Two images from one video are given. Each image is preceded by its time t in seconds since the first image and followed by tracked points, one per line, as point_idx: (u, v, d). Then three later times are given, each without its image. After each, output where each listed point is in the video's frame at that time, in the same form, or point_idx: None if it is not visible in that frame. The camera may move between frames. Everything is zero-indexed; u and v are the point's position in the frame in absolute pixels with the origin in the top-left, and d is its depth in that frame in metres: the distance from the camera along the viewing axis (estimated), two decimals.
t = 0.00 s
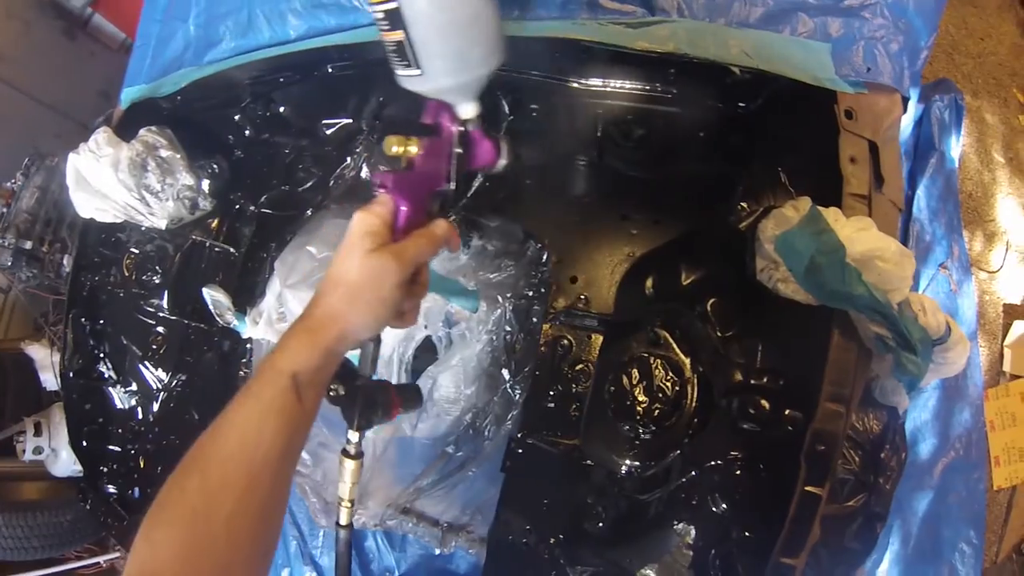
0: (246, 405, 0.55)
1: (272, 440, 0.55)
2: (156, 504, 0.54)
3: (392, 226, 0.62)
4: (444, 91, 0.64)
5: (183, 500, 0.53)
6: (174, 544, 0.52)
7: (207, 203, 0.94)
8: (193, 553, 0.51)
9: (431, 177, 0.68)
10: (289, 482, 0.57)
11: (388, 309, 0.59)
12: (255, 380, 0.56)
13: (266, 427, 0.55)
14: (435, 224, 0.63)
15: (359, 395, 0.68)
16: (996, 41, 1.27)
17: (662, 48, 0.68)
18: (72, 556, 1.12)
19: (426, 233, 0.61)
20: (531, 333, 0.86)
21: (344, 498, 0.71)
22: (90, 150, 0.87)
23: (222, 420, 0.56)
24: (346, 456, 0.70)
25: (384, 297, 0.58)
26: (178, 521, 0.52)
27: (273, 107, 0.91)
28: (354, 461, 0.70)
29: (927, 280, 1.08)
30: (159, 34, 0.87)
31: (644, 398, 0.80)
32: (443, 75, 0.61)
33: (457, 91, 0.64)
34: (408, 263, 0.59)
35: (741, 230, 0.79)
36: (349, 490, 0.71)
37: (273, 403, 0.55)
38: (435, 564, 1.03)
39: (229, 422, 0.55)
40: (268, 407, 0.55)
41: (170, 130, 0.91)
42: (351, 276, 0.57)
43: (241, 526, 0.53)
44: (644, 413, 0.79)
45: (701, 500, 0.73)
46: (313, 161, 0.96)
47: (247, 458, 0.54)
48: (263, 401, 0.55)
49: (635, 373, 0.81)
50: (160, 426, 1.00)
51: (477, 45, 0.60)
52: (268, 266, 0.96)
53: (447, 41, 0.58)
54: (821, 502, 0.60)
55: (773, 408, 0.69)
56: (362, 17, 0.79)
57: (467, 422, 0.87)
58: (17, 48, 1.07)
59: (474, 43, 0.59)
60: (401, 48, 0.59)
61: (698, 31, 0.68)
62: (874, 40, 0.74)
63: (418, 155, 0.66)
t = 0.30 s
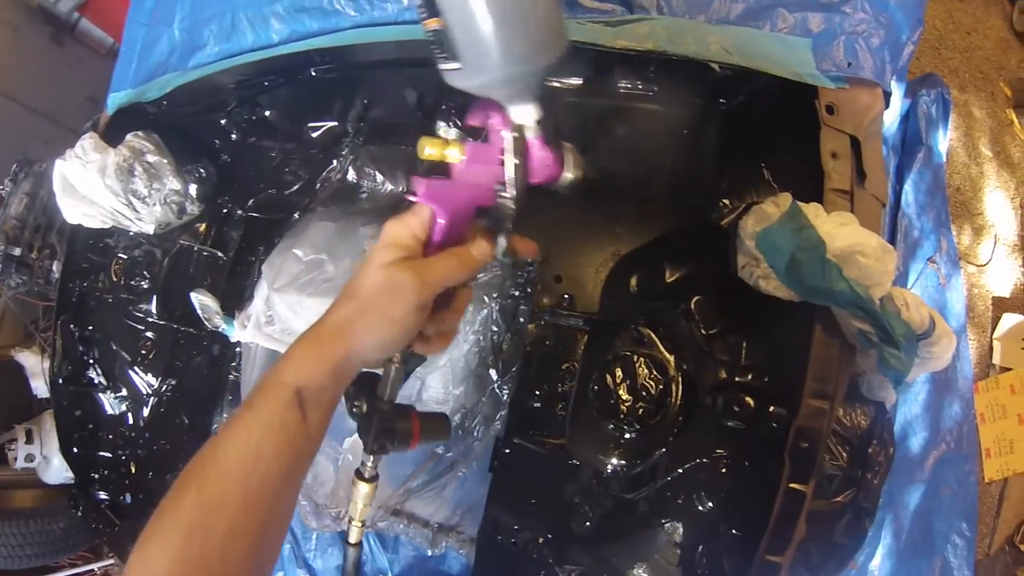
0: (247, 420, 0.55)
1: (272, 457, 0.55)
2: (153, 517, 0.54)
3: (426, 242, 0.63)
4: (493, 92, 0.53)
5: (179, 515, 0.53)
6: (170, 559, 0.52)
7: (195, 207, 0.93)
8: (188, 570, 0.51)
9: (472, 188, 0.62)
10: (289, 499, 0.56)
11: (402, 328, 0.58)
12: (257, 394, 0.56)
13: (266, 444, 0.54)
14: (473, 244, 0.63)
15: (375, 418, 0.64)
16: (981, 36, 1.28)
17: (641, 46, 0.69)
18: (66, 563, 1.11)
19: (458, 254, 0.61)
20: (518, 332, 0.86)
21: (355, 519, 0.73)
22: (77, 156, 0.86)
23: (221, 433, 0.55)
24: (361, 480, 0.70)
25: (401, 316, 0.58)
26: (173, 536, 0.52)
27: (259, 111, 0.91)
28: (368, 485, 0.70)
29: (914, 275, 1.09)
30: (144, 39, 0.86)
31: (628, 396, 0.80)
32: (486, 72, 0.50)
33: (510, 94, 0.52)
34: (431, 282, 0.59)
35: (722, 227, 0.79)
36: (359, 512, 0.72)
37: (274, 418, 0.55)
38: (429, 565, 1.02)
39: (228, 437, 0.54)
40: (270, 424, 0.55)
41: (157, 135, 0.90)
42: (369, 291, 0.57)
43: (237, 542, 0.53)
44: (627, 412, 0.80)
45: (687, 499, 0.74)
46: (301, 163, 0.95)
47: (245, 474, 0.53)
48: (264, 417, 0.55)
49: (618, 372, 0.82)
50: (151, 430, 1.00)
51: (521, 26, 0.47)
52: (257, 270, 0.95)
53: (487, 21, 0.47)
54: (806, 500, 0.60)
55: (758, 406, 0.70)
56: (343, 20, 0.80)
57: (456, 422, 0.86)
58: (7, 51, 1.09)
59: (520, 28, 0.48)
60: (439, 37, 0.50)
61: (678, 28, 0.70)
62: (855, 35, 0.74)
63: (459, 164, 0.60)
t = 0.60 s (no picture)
0: (258, 418, 0.54)
1: (283, 458, 0.54)
2: (153, 511, 0.53)
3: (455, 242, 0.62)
4: (547, 116, 0.59)
5: (183, 512, 0.52)
6: (172, 554, 0.51)
7: (187, 202, 0.91)
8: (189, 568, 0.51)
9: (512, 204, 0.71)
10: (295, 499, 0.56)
11: (430, 335, 0.58)
12: (270, 392, 0.55)
13: (277, 445, 0.54)
14: (501, 256, 0.64)
15: (374, 416, 0.67)
16: (980, 32, 1.27)
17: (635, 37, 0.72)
18: (63, 560, 1.10)
19: (490, 263, 0.62)
20: (512, 327, 0.85)
21: (329, 514, 0.74)
22: (67, 152, 0.85)
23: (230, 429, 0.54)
24: (343, 475, 0.71)
25: (433, 323, 0.57)
26: (176, 533, 0.52)
27: (251, 105, 0.89)
28: (350, 481, 0.70)
29: (912, 270, 1.08)
30: (135, 32, 0.87)
31: (623, 394, 0.77)
32: (556, 105, 0.57)
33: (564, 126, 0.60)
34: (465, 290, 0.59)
35: (720, 222, 0.78)
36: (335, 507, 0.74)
37: (287, 418, 0.54)
38: (425, 561, 1.02)
39: (237, 434, 0.53)
40: (281, 424, 0.54)
41: (149, 129, 0.89)
42: (400, 295, 0.57)
43: (241, 542, 0.52)
44: (623, 410, 0.76)
45: (682, 498, 0.73)
46: (294, 157, 0.94)
47: (254, 474, 0.53)
48: (277, 416, 0.54)
49: (613, 369, 0.78)
50: (145, 428, 0.99)
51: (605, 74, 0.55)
52: (249, 265, 0.94)
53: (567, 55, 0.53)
54: (803, 501, 0.59)
55: (755, 403, 0.70)
56: (335, 13, 0.83)
57: (451, 417, 0.87)
58: None
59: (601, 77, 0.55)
60: (520, 56, 0.55)
61: (674, 22, 0.73)
62: (855, 27, 0.75)
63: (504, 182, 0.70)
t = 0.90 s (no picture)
0: (236, 425, 0.55)
1: (261, 463, 0.55)
2: (132, 523, 0.53)
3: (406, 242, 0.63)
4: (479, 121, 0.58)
5: (164, 520, 0.52)
6: (151, 565, 0.51)
7: (190, 199, 0.92)
8: None
9: (451, 204, 0.71)
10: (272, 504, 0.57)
11: (395, 335, 0.60)
12: (247, 398, 0.56)
13: (256, 450, 0.55)
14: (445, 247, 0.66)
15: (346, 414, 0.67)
16: (988, 24, 1.26)
17: (636, 30, 0.70)
18: (71, 555, 1.11)
19: (440, 256, 0.62)
20: (516, 323, 0.85)
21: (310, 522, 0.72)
22: (71, 150, 0.85)
23: (208, 436, 0.55)
24: (320, 477, 0.69)
25: (397, 322, 0.59)
26: (157, 541, 0.51)
27: (253, 101, 0.89)
28: (327, 484, 0.69)
29: (920, 265, 1.07)
30: (136, 31, 0.88)
31: (627, 391, 0.76)
32: (488, 112, 0.56)
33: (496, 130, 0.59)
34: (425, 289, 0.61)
35: (724, 216, 0.77)
36: (317, 513, 0.72)
37: (264, 424, 0.55)
38: (430, 557, 1.02)
39: (217, 441, 0.54)
40: (259, 427, 0.55)
41: (151, 127, 0.89)
42: (363, 298, 0.59)
43: (222, 548, 0.53)
44: (625, 407, 0.76)
45: (686, 496, 0.71)
46: (297, 154, 0.94)
47: (234, 479, 0.53)
48: (255, 422, 0.55)
49: (617, 366, 0.77)
50: (151, 424, 0.99)
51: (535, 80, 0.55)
52: (253, 263, 0.94)
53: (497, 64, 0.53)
54: (808, 501, 0.59)
55: (759, 401, 0.69)
56: (334, 8, 0.82)
57: (455, 413, 0.88)
58: None
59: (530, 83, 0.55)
60: (452, 68, 0.54)
61: (677, 13, 0.71)
62: (861, 19, 0.73)
63: (442, 182, 0.70)
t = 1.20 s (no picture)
0: (231, 420, 0.56)
1: (258, 455, 0.55)
2: (133, 521, 0.53)
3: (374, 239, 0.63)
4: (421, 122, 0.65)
5: (164, 515, 0.52)
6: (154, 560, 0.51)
7: (193, 201, 0.93)
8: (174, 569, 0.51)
9: (408, 199, 0.67)
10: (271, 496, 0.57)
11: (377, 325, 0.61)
12: (240, 394, 0.57)
13: (252, 444, 0.55)
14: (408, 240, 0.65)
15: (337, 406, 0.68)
16: (990, 25, 1.25)
17: (636, 33, 0.70)
18: (73, 556, 1.11)
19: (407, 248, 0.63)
20: (517, 324, 0.85)
21: (309, 518, 0.68)
22: (74, 153, 0.85)
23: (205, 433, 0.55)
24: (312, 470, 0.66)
25: (377, 312, 0.61)
26: (160, 536, 0.51)
27: (255, 104, 0.90)
28: (322, 477, 0.66)
29: (922, 266, 1.07)
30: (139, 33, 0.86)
31: (626, 394, 0.75)
32: (434, 116, 0.63)
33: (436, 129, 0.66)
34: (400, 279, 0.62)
35: (723, 219, 0.78)
36: (315, 509, 0.68)
37: (258, 417, 0.56)
38: (432, 558, 1.02)
39: (214, 435, 0.55)
40: (253, 421, 0.56)
41: (154, 130, 0.89)
42: (342, 292, 0.60)
43: (224, 542, 0.53)
44: (625, 410, 0.75)
45: (685, 499, 0.71)
46: (299, 156, 0.95)
47: (232, 472, 0.54)
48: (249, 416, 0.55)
49: (616, 368, 0.76)
50: (153, 426, 0.99)
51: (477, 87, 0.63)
52: (255, 265, 0.94)
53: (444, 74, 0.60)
54: (806, 504, 0.60)
55: (758, 403, 0.69)
56: (335, 12, 0.78)
57: (456, 415, 0.87)
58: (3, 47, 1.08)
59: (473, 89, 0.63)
60: (403, 76, 0.60)
61: (678, 14, 0.69)
62: (860, 22, 0.72)
63: (399, 179, 0.65)
